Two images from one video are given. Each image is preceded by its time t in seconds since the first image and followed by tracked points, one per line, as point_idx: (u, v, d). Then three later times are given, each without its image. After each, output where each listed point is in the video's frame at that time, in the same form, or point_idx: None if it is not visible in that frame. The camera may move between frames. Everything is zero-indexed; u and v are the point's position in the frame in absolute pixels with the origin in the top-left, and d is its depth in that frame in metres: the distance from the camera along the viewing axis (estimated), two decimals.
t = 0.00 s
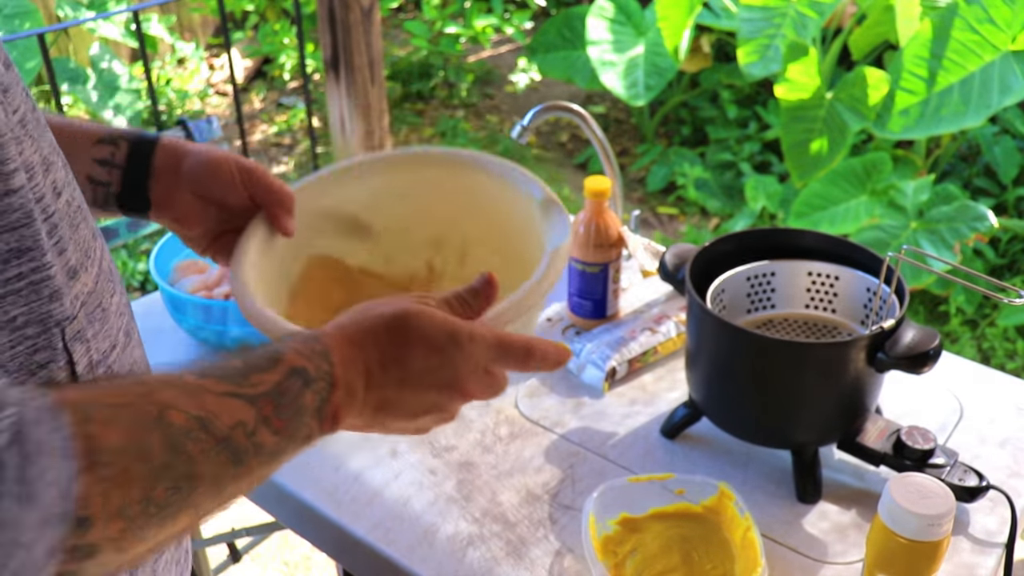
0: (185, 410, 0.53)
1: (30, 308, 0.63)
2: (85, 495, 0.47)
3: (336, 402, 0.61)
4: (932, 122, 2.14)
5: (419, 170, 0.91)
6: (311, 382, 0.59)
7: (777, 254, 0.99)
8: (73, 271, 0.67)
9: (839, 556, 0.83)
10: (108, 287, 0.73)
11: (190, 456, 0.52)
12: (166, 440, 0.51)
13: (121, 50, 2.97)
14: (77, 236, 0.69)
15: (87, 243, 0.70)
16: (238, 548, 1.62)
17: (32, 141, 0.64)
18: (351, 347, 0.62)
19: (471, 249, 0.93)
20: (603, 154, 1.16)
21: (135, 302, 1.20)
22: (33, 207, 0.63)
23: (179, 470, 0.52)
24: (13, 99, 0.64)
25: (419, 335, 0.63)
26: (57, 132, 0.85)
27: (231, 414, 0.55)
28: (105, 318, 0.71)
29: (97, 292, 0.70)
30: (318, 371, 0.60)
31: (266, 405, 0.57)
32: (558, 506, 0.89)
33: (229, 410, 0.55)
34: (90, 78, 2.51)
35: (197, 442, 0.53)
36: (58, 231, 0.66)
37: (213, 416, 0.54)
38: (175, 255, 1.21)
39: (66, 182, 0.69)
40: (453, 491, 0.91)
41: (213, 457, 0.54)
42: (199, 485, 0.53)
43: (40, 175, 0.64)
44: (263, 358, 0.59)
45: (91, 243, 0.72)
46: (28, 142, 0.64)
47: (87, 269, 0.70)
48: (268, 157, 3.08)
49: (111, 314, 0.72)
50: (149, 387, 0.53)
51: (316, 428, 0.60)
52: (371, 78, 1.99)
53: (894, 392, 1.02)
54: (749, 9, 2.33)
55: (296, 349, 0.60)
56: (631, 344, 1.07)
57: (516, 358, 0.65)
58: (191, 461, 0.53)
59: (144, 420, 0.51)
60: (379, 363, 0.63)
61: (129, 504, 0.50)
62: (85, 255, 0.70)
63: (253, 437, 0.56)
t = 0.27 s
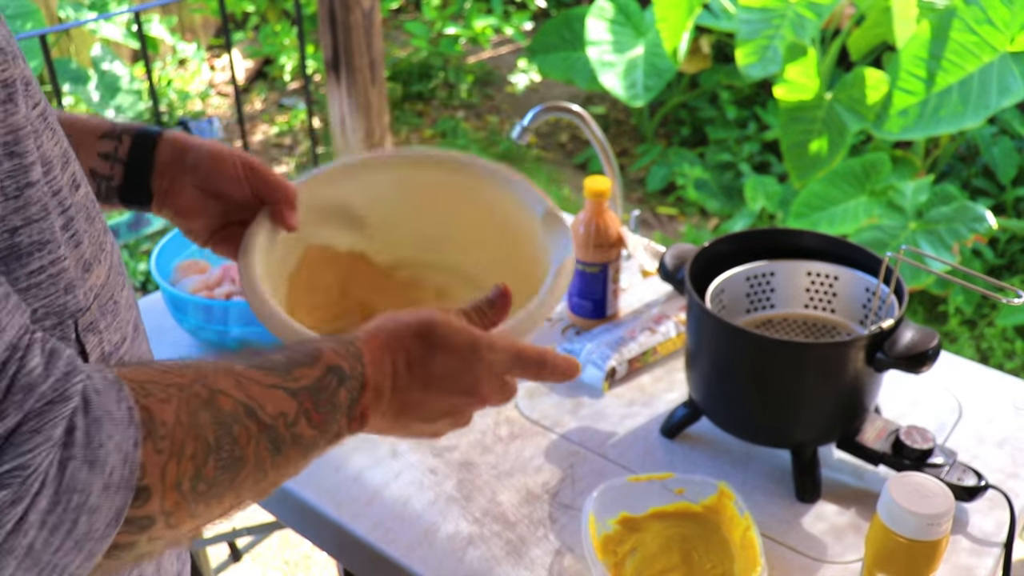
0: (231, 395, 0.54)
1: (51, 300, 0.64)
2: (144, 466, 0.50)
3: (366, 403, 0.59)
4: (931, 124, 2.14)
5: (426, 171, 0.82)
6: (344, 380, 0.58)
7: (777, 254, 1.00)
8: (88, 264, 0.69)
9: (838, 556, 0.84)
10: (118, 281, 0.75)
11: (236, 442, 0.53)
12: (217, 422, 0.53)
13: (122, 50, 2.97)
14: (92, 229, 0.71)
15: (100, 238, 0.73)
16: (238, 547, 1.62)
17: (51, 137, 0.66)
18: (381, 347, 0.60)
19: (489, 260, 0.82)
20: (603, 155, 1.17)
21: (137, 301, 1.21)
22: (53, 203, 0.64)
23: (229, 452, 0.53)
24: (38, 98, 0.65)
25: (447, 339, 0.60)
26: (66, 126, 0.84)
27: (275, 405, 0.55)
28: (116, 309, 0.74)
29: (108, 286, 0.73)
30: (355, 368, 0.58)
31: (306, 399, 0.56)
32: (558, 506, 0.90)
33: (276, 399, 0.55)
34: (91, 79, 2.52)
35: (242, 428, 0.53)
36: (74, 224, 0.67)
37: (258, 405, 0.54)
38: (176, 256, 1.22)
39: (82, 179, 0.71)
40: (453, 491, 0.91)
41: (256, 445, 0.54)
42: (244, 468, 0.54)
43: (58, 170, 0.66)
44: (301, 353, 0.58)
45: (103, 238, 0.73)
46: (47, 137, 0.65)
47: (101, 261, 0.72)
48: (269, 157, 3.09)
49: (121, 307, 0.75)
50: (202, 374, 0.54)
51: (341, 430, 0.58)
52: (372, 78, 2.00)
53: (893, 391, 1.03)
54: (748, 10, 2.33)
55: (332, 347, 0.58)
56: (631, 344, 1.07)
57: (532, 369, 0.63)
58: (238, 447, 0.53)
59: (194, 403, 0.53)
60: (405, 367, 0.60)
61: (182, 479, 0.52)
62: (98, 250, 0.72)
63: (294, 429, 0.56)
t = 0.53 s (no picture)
0: (175, 410, 0.56)
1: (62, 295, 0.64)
2: (89, 500, 0.52)
3: (313, 401, 0.62)
4: (931, 124, 2.13)
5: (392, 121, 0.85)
6: (289, 383, 0.60)
7: (776, 254, 1.00)
8: (93, 258, 0.69)
9: (838, 556, 0.84)
10: (124, 276, 0.75)
11: (181, 459, 0.55)
12: (160, 443, 0.55)
13: (122, 50, 2.97)
14: (96, 223, 0.71)
15: (105, 233, 0.73)
16: (238, 547, 1.62)
17: (56, 132, 0.66)
18: (328, 344, 0.62)
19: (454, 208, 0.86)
20: (603, 155, 1.16)
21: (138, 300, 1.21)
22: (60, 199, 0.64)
23: (174, 471, 0.55)
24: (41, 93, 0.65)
25: (393, 331, 0.63)
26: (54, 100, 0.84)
27: (219, 416, 0.57)
28: (121, 303, 0.74)
29: (114, 278, 0.73)
30: (297, 372, 0.60)
31: (249, 406, 0.59)
32: (558, 506, 0.90)
33: (218, 410, 0.58)
34: (91, 79, 2.51)
35: (186, 444, 0.56)
36: (78, 219, 0.67)
37: (201, 418, 0.57)
38: (175, 256, 1.22)
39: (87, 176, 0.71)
40: (453, 491, 0.91)
41: (201, 459, 0.56)
42: (189, 484, 0.56)
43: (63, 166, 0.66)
44: (245, 359, 0.61)
45: (107, 232, 0.73)
46: (53, 132, 0.65)
47: (106, 255, 0.72)
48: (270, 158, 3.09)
49: (127, 301, 0.75)
50: (146, 391, 0.56)
51: (287, 430, 0.61)
52: (372, 78, 2.00)
53: (893, 391, 1.03)
54: (748, 10, 2.33)
55: (277, 349, 0.61)
56: (631, 344, 1.07)
57: (484, 351, 0.66)
58: (183, 464, 0.56)
59: (139, 424, 0.55)
60: (355, 360, 0.63)
61: (126, 505, 0.54)
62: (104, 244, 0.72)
63: (237, 438, 0.58)
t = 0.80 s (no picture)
0: (200, 398, 0.57)
1: (69, 293, 0.65)
2: (127, 476, 0.53)
3: (317, 398, 0.63)
4: (930, 125, 2.13)
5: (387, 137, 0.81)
6: (301, 378, 0.61)
7: (776, 254, 1.00)
8: (101, 255, 0.69)
9: (838, 556, 0.84)
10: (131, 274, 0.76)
11: (206, 444, 0.57)
12: (189, 427, 0.56)
13: (122, 50, 2.97)
14: (103, 221, 0.71)
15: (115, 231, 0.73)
16: (238, 547, 1.62)
17: (65, 130, 0.66)
18: (332, 344, 0.63)
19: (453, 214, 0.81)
20: (603, 155, 1.17)
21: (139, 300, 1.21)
22: (71, 198, 0.64)
23: (200, 454, 0.56)
24: (51, 91, 0.66)
25: (393, 336, 0.64)
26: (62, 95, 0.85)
27: (239, 406, 0.58)
28: (127, 299, 0.74)
29: (120, 275, 0.73)
30: (308, 368, 0.61)
31: (267, 398, 0.60)
32: (558, 506, 0.90)
33: (238, 399, 0.59)
34: (91, 79, 2.51)
35: (210, 430, 0.57)
36: (87, 218, 0.67)
37: (223, 407, 0.58)
38: (174, 256, 1.22)
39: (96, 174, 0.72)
40: (453, 491, 0.91)
41: (223, 445, 0.57)
42: (212, 471, 0.57)
43: (72, 165, 0.66)
44: (260, 353, 0.61)
45: (114, 228, 0.73)
46: (62, 131, 0.65)
47: (113, 251, 0.72)
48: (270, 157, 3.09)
49: (134, 298, 0.76)
50: (173, 378, 0.57)
51: (296, 424, 0.62)
52: (371, 78, 2.00)
53: (893, 392, 1.03)
54: (748, 11, 2.33)
55: (288, 345, 0.62)
56: (631, 344, 1.07)
57: (481, 368, 0.65)
58: (208, 450, 0.57)
59: (168, 409, 0.55)
60: (356, 363, 0.64)
61: (159, 483, 0.54)
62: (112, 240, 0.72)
63: (255, 427, 0.59)
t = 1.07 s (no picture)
0: (216, 388, 0.57)
1: (96, 291, 0.67)
2: (148, 462, 0.53)
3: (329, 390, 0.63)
4: (929, 123, 2.15)
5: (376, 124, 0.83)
6: (313, 370, 0.62)
7: (776, 254, 1.00)
8: (123, 256, 0.71)
9: (838, 556, 0.84)
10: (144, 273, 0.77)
11: (223, 434, 0.57)
12: (206, 416, 0.56)
13: (122, 50, 2.97)
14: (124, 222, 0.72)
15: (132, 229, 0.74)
16: (238, 547, 1.62)
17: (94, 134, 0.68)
18: (339, 337, 0.64)
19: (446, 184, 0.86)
20: (603, 155, 1.16)
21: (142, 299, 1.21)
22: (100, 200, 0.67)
23: (217, 443, 0.56)
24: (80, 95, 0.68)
25: (401, 326, 0.65)
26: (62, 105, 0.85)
27: (252, 397, 0.59)
28: (141, 299, 0.75)
29: (135, 275, 0.74)
30: (318, 359, 0.62)
31: (279, 390, 0.60)
32: (558, 506, 0.90)
33: (252, 389, 0.59)
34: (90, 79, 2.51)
35: (226, 419, 0.57)
36: (112, 219, 0.69)
37: (239, 398, 0.58)
38: (174, 256, 1.22)
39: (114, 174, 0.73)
40: (453, 491, 0.91)
41: (239, 435, 0.58)
42: (229, 460, 0.58)
43: (100, 168, 0.68)
44: (269, 347, 0.62)
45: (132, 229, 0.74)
46: (92, 135, 0.67)
47: (131, 252, 0.73)
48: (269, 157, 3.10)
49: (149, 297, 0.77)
50: (189, 368, 0.57)
51: (309, 417, 0.63)
52: (372, 78, 1.99)
53: (893, 392, 1.03)
54: (748, 10, 2.33)
55: (297, 340, 0.62)
56: (631, 344, 1.07)
57: (488, 347, 0.67)
58: (225, 438, 0.57)
59: (186, 397, 0.56)
60: (364, 354, 0.65)
61: (178, 470, 0.55)
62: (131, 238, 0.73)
63: (270, 419, 0.60)
